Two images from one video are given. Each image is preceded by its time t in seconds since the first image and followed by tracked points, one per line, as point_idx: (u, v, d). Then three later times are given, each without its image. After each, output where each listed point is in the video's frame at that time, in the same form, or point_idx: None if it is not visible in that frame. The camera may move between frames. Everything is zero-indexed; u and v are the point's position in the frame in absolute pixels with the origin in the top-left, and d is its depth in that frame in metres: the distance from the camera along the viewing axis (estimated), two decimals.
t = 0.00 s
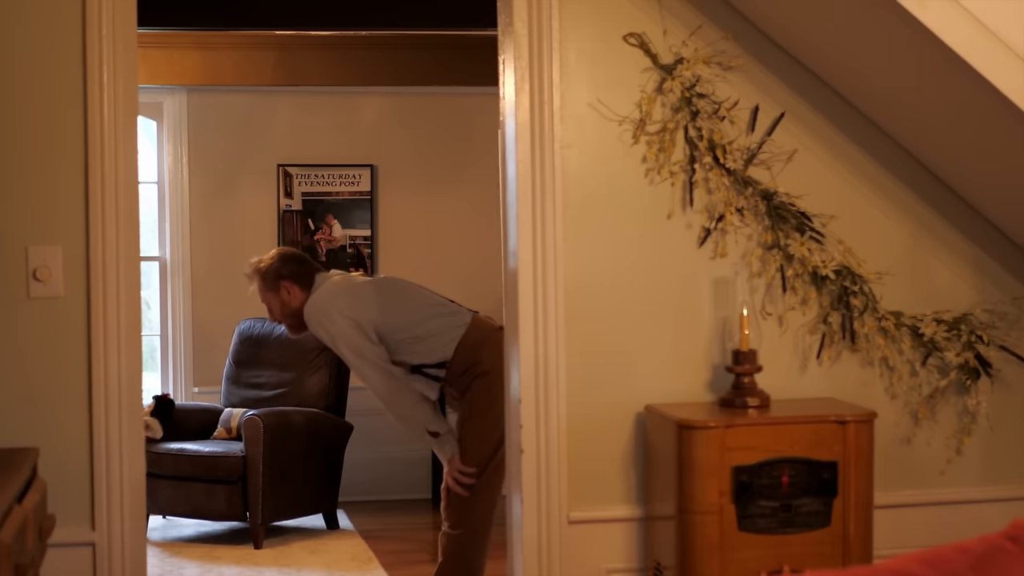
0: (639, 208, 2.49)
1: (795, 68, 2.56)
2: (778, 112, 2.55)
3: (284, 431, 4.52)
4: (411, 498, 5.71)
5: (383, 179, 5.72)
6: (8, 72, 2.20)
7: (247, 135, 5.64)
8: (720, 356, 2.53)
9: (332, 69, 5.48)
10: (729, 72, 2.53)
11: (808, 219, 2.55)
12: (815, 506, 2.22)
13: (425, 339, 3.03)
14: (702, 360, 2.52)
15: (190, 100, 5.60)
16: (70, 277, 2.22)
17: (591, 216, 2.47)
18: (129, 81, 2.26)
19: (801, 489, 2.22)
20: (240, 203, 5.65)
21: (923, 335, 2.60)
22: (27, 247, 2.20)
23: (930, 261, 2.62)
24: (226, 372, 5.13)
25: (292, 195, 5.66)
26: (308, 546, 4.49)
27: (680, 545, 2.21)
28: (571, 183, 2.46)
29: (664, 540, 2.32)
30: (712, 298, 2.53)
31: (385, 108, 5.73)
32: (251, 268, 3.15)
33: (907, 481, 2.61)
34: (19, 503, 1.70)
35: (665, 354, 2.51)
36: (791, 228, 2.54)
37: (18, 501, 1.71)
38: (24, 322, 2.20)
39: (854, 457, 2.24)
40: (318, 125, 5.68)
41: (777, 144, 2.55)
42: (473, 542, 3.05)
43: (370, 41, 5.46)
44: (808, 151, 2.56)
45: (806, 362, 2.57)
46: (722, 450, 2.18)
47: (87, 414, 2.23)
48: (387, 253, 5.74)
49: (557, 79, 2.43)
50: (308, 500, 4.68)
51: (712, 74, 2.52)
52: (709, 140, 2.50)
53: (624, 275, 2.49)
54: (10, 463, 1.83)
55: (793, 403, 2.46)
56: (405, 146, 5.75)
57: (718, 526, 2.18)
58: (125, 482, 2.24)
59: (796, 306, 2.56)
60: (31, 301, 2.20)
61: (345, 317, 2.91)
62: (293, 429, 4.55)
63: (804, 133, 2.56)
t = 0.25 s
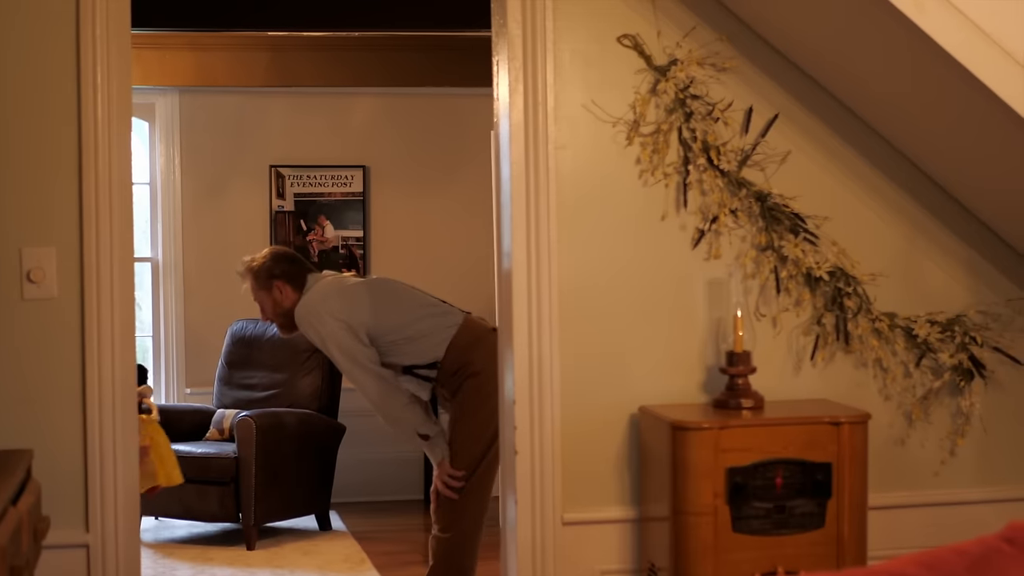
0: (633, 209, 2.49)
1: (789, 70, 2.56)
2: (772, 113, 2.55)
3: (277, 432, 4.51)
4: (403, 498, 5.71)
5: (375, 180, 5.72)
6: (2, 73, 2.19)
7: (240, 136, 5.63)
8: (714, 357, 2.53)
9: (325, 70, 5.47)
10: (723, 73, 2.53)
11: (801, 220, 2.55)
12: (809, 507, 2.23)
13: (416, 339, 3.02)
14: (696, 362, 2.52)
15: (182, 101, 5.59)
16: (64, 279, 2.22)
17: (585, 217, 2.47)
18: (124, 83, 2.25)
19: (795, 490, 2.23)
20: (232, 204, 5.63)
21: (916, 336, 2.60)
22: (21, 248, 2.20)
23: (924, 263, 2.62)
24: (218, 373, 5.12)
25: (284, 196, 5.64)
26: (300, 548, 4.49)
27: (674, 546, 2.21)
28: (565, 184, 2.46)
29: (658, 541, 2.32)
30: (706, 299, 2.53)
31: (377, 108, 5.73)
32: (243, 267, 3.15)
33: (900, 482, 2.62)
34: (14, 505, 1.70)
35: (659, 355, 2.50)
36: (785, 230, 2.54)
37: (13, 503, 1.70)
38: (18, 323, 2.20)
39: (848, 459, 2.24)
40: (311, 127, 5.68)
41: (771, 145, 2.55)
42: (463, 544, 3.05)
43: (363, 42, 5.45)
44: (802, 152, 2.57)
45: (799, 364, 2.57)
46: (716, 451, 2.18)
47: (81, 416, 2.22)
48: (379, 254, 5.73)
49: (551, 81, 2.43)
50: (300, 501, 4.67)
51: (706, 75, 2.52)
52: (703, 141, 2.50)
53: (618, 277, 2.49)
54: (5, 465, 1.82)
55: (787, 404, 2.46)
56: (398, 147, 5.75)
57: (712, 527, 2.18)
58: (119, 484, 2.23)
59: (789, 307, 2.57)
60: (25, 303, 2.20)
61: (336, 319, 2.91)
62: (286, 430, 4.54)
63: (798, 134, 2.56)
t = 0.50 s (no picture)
0: (629, 211, 2.49)
1: (785, 72, 2.56)
2: (768, 115, 2.55)
3: (271, 434, 4.50)
4: (396, 499, 5.70)
5: (368, 181, 5.72)
6: None
7: (233, 137, 5.63)
8: (710, 359, 2.53)
9: (318, 70, 5.45)
10: (719, 75, 2.53)
11: (797, 221, 2.55)
12: (805, 509, 2.22)
13: (411, 342, 3.02)
14: (692, 363, 2.52)
15: (175, 102, 5.58)
16: (60, 280, 2.21)
17: (581, 219, 2.47)
18: (120, 84, 2.24)
19: (791, 492, 2.22)
20: (225, 205, 5.63)
21: (912, 338, 2.60)
22: (17, 250, 2.19)
23: (920, 265, 2.63)
24: (213, 373, 5.11)
25: (277, 197, 5.64)
26: (294, 549, 4.48)
27: (671, 547, 2.21)
28: (561, 186, 2.46)
29: (654, 542, 2.32)
30: (702, 301, 2.53)
31: (371, 110, 5.73)
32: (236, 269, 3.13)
33: (896, 484, 2.62)
34: (10, 508, 1.69)
35: (654, 357, 2.50)
36: (781, 231, 2.54)
37: (9, 506, 1.70)
38: (13, 325, 2.19)
39: (845, 460, 2.24)
40: (303, 129, 5.68)
41: (767, 146, 2.55)
42: (456, 546, 3.04)
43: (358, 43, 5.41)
44: (798, 154, 2.57)
45: (795, 365, 2.57)
46: (713, 453, 2.18)
47: (76, 418, 2.21)
48: (373, 255, 5.73)
49: (547, 82, 2.43)
50: (294, 503, 4.66)
51: (701, 77, 2.52)
52: (699, 142, 2.50)
53: (615, 278, 2.49)
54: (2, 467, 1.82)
55: (783, 405, 2.46)
56: (391, 147, 5.75)
57: (708, 529, 2.18)
58: (115, 486, 2.23)
59: (785, 309, 2.57)
60: (21, 304, 2.19)
61: (331, 321, 2.91)
62: (279, 431, 4.53)
63: (794, 135, 2.56)
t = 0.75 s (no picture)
0: (627, 212, 2.49)
1: (783, 73, 2.56)
2: (765, 116, 2.55)
3: (265, 435, 4.50)
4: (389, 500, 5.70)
5: (362, 181, 5.71)
6: None
7: (225, 137, 5.62)
8: (708, 360, 2.53)
9: (312, 70, 5.44)
10: (717, 75, 2.53)
11: (795, 222, 2.55)
12: (803, 510, 2.22)
13: (404, 344, 3.03)
14: (689, 364, 2.52)
15: (168, 103, 5.57)
16: (57, 281, 2.20)
17: (579, 220, 2.47)
18: (117, 84, 2.24)
19: (790, 493, 2.22)
20: (218, 206, 5.62)
21: (910, 339, 2.60)
22: (14, 251, 2.18)
23: (917, 266, 2.63)
24: (206, 374, 5.09)
25: (270, 197, 5.63)
26: (288, 550, 4.47)
27: (670, 549, 2.20)
28: (558, 186, 2.45)
29: (652, 544, 2.31)
30: (700, 302, 2.53)
31: (364, 110, 5.72)
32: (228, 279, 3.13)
33: (892, 486, 2.61)
34: (9, 510, 1.68)
35: (651, 359, 2.50)
36: (779, 232, 2.54)
37: (8, 508, 1.69)
38: (10, 326, 2.18)
39: (843, 461, 2.24)
40: (296, 129, 5.67)
41: (764, 147, 2.55)
42: (453, 548, 3.02)
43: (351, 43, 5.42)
44: (796, 155, 2.57)
45: (793, 366, 2.57)
46: (711, 454, 2.18)
47: (73, 419, 2.20)
48: (365, 256, 5.73)
49: (545, 82, 2.42)
50: (288, 504, 4.65)
51: (699, 77, 2.51)
52: (697, 143, 2.50)
53: (612, 280, 2.48)
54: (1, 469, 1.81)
55: (781, 406, 2.46)
56: (384, 147, 5.74)
57: (707, 530, 2.17)
58: (112, 488, 2.22)
59: (783, 310, 2.57)
60: (18, 305, 2.18)
61: (325, 326, 2.88)
62: (273, 432, 4.52)
63: (791, 136, 2.56)
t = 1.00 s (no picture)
0: (628, 213, 2.48)
1: (783, 73, 2.56)
2: (765, 116, 2.55)
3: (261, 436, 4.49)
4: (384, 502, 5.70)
5: (357, 183, 5.71)
6: None
7: (220, 138, 5.62)
8: (708, 361, 2.53)
9: (307, 73, 5.42)
10: (717, 76, 2.52)
11: (795, 223, 2.55)
12: (804, 511, 2.22)
13: (401, 344, 3.02)
14: (689, 365, 2.52)
15: (163, 104, 5.56)
16: (57, 282, 2.20)
17: (579, 220, 2.46)
18: (117, 85, 2.24)
19: (790, 494, 2.22)
20: (213, 207, 5.61)
21: (910, 340, 2.60)
22: (13, 251, 2.17)
23: (918, 267, 2.63)
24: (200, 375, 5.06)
25: (265, 199, 5.63)
26: (284, 552, 4.46)
27: (670, 550, 2.20)
28: (558, 187, 2.45)
29: (653, 545, 2.31)
30: (700, 303, 2.52)
31: (359, 111, 5.73)
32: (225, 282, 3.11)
33: (892, 487, 2.61)
34: (11, 510, 1.68)
35: (651, 360, 2.50)
36: (779, 233, 2.53)
37: (10, 508, 1.69)
38: (9, 327, 2.17)
39: (844, 462, 2.24)
40: (291, 131, 5.66)
41: (765, 148, 2.55)
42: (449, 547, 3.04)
43: (348, 45, 5.42)
44: (796, 155, 2.57)
45: (793, 367, 2.57)
46: (712, 455, 2.18)
47: (72, 421, 2.20)
48: (360, 258, 5.72)
49: (545, 83, 2.42)
50: (284, 505, 4.65)
51: (699, 78, 2.51)
52: (697, 144, 2.50)
53: (612, 280, 2.48)
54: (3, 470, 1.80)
55: (782, 407, 2.45)
56: (378, 149, 5.74)
57: (708, 531, 2.17)
58: (112, 490, 2.21)
59: (783, 311, 2.56)
60: (18, 306, 2.17)
61: (323, 327, 2.86)
62: (270, 434, 4.51)
63: (791, 137, 2.56)
